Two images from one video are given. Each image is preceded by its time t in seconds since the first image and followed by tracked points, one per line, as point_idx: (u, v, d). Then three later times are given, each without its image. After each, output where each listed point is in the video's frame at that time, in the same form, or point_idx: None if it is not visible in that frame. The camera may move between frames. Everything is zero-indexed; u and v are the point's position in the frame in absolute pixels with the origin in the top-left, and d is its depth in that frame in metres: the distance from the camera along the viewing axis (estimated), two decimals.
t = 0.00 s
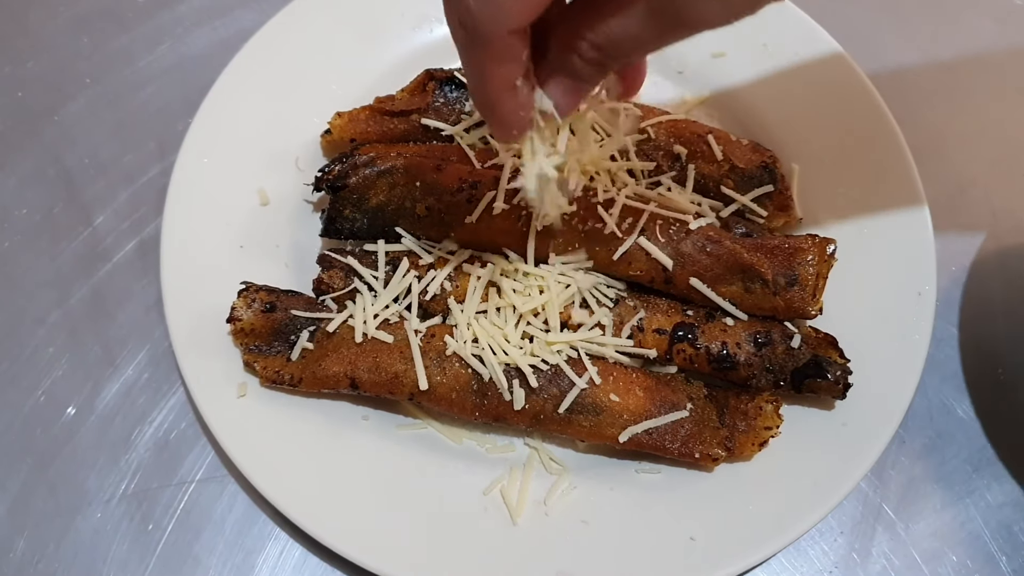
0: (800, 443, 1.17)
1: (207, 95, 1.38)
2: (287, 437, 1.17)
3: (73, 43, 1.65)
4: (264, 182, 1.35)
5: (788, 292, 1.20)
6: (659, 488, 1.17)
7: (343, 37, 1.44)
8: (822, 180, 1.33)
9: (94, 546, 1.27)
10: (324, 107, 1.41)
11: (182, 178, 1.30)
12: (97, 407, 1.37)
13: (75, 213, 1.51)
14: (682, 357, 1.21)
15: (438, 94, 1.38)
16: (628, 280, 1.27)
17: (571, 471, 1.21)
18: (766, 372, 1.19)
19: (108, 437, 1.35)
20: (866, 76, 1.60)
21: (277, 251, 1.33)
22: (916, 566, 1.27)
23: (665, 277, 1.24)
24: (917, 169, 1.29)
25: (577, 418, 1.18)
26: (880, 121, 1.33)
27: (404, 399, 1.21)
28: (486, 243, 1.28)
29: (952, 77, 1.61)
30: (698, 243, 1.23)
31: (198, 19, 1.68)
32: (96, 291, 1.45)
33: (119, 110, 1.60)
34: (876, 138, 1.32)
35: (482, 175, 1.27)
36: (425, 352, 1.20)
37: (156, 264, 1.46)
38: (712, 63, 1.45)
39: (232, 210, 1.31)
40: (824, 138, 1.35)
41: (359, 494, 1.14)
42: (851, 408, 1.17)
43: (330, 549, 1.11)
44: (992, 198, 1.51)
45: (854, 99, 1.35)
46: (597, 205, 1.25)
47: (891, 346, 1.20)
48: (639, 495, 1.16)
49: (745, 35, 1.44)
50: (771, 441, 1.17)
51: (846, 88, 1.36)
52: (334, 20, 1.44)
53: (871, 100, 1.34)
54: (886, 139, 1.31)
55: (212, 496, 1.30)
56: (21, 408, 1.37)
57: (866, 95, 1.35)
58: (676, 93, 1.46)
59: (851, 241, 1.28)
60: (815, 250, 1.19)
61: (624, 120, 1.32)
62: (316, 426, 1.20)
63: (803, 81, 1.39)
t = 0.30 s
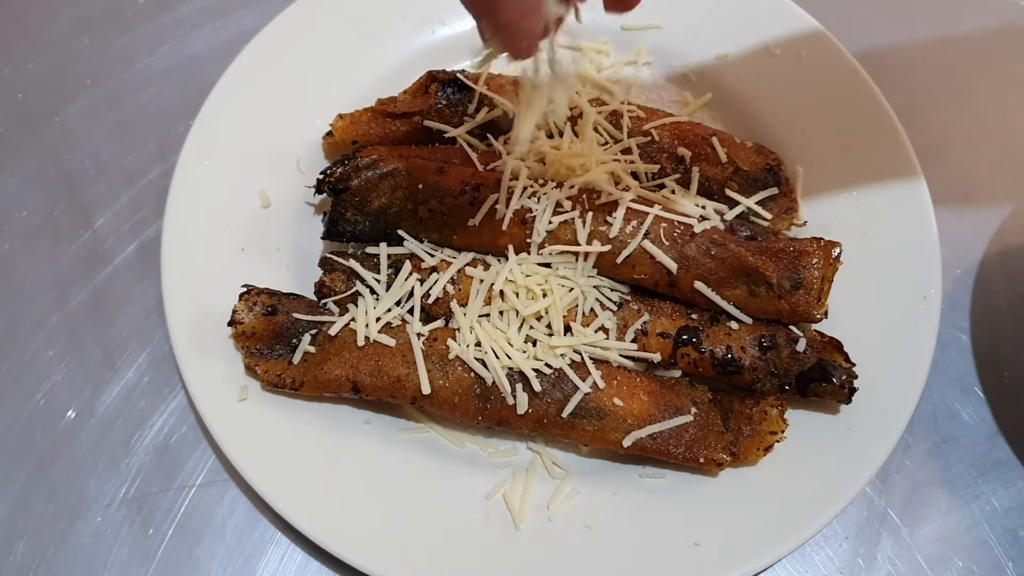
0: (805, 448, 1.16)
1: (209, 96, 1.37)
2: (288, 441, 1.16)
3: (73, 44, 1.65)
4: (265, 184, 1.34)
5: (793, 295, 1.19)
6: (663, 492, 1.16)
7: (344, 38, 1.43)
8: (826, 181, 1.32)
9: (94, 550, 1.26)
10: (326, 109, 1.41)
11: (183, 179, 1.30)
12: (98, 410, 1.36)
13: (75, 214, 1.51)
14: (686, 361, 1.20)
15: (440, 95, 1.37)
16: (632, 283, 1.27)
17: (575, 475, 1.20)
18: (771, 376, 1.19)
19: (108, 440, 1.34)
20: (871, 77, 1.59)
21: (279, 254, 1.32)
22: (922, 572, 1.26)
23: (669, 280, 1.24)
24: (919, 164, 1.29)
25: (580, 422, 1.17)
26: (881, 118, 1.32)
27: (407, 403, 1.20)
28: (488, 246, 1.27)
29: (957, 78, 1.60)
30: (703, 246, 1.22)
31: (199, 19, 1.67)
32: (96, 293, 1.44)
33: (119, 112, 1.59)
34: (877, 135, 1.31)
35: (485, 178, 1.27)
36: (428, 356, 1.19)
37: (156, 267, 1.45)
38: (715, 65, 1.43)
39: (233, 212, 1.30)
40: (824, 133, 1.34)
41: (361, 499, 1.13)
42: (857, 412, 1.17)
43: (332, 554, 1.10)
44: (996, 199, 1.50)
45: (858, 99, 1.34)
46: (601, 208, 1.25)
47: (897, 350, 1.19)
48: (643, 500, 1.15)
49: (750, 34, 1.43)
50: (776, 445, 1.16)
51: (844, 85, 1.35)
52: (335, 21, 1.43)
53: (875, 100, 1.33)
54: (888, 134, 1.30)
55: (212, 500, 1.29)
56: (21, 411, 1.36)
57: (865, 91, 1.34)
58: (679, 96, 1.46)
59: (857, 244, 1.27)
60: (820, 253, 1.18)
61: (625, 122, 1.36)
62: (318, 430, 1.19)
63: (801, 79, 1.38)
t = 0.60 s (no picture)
0: (809, 454, 1.15)
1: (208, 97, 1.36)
2: (287, 447, 1.15)
3: (72, 46, 1.64)
4: (265, 186, 1.33)
5: (797, 300, 1.18)
6: (665, 499, 1.15)
7: (345, 40, 1.42)
8: (830, 184, 1.31)
9: (92, 556, 1.25)
10: (326, 111, 1.40)
11: (182, 182, 1.29)
12: (96, 415, 1.35)
13: (74, 218, 1.50)
14: (689, 366, 1.19)
15: (441, 98, 1.36)
16: (634, 288, 1.26)
17: (577, 482, 1.19)
18: (775, 381, 1.17)
19: (106, 446, 1.33)
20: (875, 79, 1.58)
21: (279, 257, 1.31)
22: None
23: (671, 284, 1.23)
24: (922, 164, 1.29)
25: (582, 428, 1.16)
26: (883, 117, 1.32)
27: (407, 409, 1.19)
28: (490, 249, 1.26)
29: (961, 80, 1.59)
30: (706, 250, 1.21)
31: (198, 21, 1.66)
32: (95, 297, 1.43)
33: (118, 114, 1.58)
34: (879, 133, 1.31)
35: (486, 181, 1.26)
36: (428, 361, 1.18)
37: (155, 271, 1.44)
38: (718, 68, 1.42)
39: (232, 215, 1.29)
40: (826, 135, 1.33)
41: (361, 506, 1.12)
42: (861, 418, 1.15)
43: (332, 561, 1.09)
44: (1001, 202, 1.49)
45: (861, 101, 1.33)
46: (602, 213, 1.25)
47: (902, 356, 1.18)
48: (646, 507, 1.14)
49: (751, 35, 1.42)
50: (780, 452, 1.15)
51: (845, 82, 1.35)
52: (336, 23, 1.42)
53: (879, 102, 1.32)
54: (890, 133, 1.30)
55: (212, 506, 1.28)
56: (19, 416, 1.35)
57: (866, 89, 1.34)
58: (681, 99, 1.45)
59: (862, 248, 1.26)
60: (824, 258, 1.17)
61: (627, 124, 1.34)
62: (317, 436, 1.18)
63: (801, 77, 1.37)
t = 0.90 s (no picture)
0: (810, 460, 1.14)
1: (204, 100, 1.35)
2: (283, 453, 1.14)
3: (67, 48, 1.63)
4: (261, 190, 1.32)
5: (797, 304, 1.17)
6: (665, 506, 1.14)
7: (342, 42, 1.41)
8: (831, 187, 1.31)
9: (86, 563, 1.24)
10: (323, 115, 1.39)
11: (177, 185, 1.28)
12: (91, 420, 1.34)
13: (69, 222, 1.49)
14: (689, 371, 1.18)
15: (439, 100, 1.35)
16: (633, 292, 1.25)
17: (577, 488, 1.18)
18: (775, 387, 1.16)
19: (101, 451, 1.32)
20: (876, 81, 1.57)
21: (276, 261, 1.31)
22: None
23: (671, 289, 1.22)
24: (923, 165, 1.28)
25: (581, 433, 1.15)
26: (884, 117, 1.30)
27: (404, 414, 1.18)
28: (486, 253, 1.25)
29: (963, 82, 1.58)
30: (706, 254, 1.20)
31: (195, 23, 1.65)
32: (90, 301, 1.42)
33: (114, 117, 1.57)
34: (880, 134, 1.30)
35: (484, 184, 1.24)
36: (425, 366, 1.17)
37: (151, 274, 1.43)
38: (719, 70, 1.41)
39: (228, 219, 1.28)
40: (828, 137, 1.32)
41: (357, 512, 1.11)
42: (863, 423, 1.14)
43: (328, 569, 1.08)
44: (1003, 205, 1.48)
45: (863, 103, 1.32)
46: (601, 216, 1.24)
47: (904, 361, 1.17)
48: (645, 514, 1.13)
49: (750, 37, 1.41)
50: (780, 458, 1.14)
51: (846, 83, 1.34)
52: (333, 25, 1.41)
53: (880, 104, 1.31)
54: (892, 133, 1.29)
55: (207, 512, 1.27)
56: (13, 422, 1.34)
57: (867, 89, 1.33)
58: (682, 101, 1.45)
59: (863, 252, 1.25)
60: (825, 262, 1.16)
61: (628, 125, 1.33)
62: (314, 442, 1.17)
63: (800, 79, 1.36)
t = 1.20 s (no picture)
0: (811, 463, 1.13)
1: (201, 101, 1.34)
2: (282, 455, 1.14)
3: (65, 48, 1.62)
4: (259, 191, 1.32)
5: (799, 306, 1.16)
6: (666, 509, 1.13)
7: (341, 43, 1.40)
8: (830, 188, 1.30)
9: (85, 565, 1.24)
10: (321, 117, 1.38)
11: (175, 187, 1.27)
12: (89, 422, 1.34)
13: (67, 223, 1.48)
14: (689, 373, 1.18)
15: (438, 101, 1.35)
16: (633, 293, 1.24)
17: (577, 491, 1.17)
18: (775, 389, 1.16)
19: (99, 453, 1.31)
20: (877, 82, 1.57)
21: (274, 263, 1.30)
22: None
23: (671, 291, 1.21)
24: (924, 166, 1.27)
25: (581, 436, 1.14)
26: (883, 119, 1.29)
27: (404, 416, 1.18)
28: (485, 254, 1.24)
29: (965, 83, 1.58)
30: (706, 256, 1.19)
31: (193, 23, 1.64)
32: (88, 302, 1.42)
33: (112, 118, 1.57)
34: (879, 137, 1.29)
35: (483, 186, 1.25)
36: (425, 368, 1.17)
37: (149, 276, 1.43)
38: (718, 70, 1.41)
39: (226, 221, 1.28)
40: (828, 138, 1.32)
41: (356, 515, 1.10)
42: (864, 426, 1.14)
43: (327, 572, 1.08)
44: (1005, 207, 1.48)
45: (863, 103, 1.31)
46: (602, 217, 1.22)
47: (905, 364, 1.16)
48: (646, 517, 1.13)
49: (751, 36, 1.39)
50: (781, 461, 1.13)
51: (845, 84, 1.33)
52: (331, 25, 1.40)
53: (881, 104, 1.30)
54: (892, 135, 1.28)
55: (206, 515, 1.27)
56: (11, 424, 1.33)
57: (866, 90, 1.31)
58: (682, 100, 1.44)
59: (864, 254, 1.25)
60: (826, 263, 1.15)
61: (627, 127, 1.33)
62: (313, 444, 1.16)
63: (799, 82, 1.36)
